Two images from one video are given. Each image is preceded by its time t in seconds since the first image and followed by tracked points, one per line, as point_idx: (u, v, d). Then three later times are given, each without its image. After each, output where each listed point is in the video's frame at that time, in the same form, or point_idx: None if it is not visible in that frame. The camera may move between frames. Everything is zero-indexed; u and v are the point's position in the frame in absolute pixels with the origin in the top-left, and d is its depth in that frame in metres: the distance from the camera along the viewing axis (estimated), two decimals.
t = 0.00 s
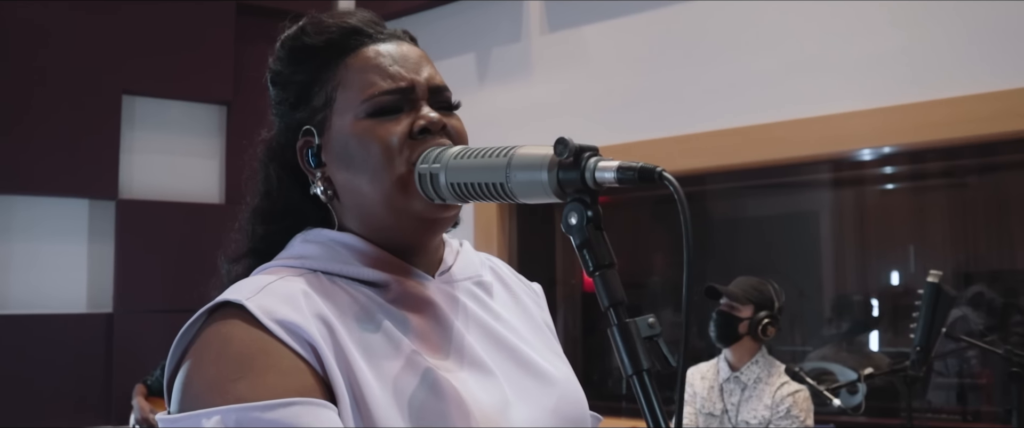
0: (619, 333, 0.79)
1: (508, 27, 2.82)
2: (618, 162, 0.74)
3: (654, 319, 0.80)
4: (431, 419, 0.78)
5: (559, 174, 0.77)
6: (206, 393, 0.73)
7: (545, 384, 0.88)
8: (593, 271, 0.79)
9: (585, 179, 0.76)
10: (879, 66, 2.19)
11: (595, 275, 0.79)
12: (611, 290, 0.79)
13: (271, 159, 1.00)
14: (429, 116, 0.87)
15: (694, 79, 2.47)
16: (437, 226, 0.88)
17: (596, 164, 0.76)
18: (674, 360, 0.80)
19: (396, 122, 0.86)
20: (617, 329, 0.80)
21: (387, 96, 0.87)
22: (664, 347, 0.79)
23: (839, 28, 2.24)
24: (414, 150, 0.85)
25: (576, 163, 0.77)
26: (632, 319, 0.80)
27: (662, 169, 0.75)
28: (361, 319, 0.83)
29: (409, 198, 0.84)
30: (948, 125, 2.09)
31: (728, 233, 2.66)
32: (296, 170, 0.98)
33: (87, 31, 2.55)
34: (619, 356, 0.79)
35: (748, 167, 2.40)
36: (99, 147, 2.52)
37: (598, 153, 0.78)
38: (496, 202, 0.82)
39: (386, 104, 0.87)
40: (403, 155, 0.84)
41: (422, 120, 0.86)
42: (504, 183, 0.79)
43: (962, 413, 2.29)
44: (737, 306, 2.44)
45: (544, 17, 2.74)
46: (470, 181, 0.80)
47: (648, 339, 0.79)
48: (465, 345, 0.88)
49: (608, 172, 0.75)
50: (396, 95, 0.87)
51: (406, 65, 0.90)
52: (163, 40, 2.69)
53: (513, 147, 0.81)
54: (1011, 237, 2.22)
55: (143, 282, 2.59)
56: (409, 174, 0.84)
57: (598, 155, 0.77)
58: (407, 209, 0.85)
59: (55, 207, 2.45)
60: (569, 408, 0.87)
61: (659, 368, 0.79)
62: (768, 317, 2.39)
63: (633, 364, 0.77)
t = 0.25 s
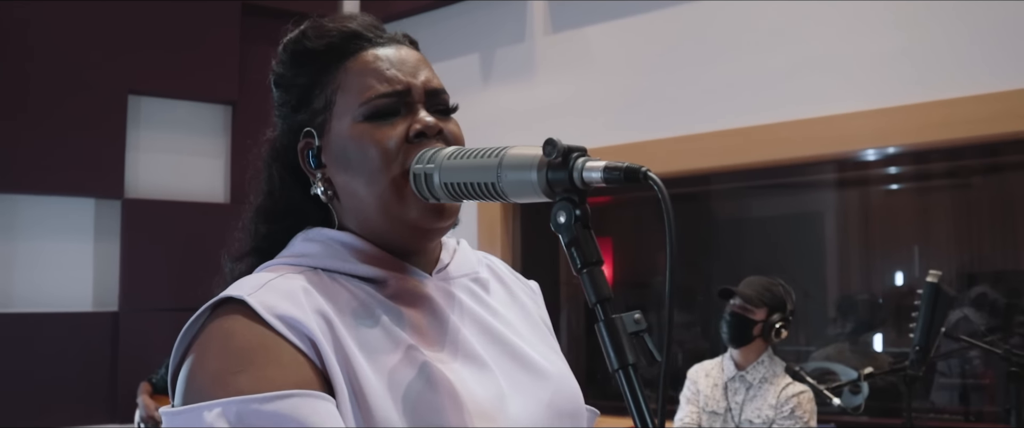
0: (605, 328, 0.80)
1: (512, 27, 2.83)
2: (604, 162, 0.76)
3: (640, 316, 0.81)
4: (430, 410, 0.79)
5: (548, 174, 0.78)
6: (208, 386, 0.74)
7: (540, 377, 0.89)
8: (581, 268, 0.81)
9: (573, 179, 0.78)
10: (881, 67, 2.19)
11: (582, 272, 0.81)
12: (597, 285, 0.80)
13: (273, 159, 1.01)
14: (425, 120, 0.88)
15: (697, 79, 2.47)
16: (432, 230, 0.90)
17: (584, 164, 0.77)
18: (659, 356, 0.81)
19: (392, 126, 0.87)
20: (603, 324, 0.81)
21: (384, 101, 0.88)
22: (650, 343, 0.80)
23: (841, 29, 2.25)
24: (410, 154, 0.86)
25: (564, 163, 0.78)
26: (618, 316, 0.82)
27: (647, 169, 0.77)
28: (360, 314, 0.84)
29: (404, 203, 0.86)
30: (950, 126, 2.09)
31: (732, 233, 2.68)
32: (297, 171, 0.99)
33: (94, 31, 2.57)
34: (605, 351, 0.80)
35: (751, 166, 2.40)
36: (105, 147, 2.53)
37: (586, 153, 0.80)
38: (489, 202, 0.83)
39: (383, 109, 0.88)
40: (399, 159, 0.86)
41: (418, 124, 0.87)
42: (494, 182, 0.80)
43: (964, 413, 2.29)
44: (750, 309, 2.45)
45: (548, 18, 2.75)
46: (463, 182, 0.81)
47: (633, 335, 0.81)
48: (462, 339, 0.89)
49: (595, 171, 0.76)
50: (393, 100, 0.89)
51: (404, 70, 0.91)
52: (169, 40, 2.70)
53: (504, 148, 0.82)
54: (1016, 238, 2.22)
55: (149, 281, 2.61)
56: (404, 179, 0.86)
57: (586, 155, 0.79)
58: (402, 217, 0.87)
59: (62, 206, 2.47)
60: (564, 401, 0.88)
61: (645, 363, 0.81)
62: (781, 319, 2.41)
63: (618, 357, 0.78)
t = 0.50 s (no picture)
0: (599, 323, 0.81)
1: (518, 27, 2.84)
2: (598, 161, 0.76)
3: (634, 310, 0.82)
4: (431, 396, 0.80)
5: (544, 173, 0.79)
6: (212, 375, 0.74)
7: (536, 367, 0.90)
8: (576, 264, 0.81)
9: (569, 178, 0.79)
10: (887, 66, 2.19)
11: (578, 268, 0.81)
12: (592, 281, 0.81)
13: (277, 156, 1.03)
14: (425, 124, 0.89)
15: (702, 79, 2.48)
16: (430, 231, 0.91)
17: (579, 163, 0.78)
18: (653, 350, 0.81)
19: (393, 130, 0.88)
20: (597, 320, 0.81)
21: (385, 104, 0.90)
22: (643, 338, 0.81)
23: (847, 28, 2.25)
24: (409, 158, 0.87)
25: (560, 162, 0.79)
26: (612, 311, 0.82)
27: (641, 168, 0.77)
28: (362, 305, 0.85)
29: (402, 205, 0.87)
30: (956, 125, 2.09)
31: (739, 233, 2.69)
32: (301, 170, 1.01)
33: (103, 32, 2.59)
34: (599, 345, 0.81)
35: (757, 166, 2.41)
36: (114, 146, 2.55)
37: (582, 152, 0.81)
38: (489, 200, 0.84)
39: (384, 112, 0.90)
40: (399, 162, 0.87)
41: (418, 128, 0.89)
42: (492, 181, 0.81)
43: (970, 413, 2.29)
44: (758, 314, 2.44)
45: (554, 18, 2.76)
46: (463, 180, 0.82)
47: (627, 330, 0.81)
48: (460, 330, 0.90)
49: (590, 170, 0.77)
50: (394, 104, 0.90)
51: (406, 74, 0.92)
52: (177, 41, 2.72)
53: (503, 146, 0.83)
54: None
55: (158, 279, 2.63)
56: (403, 181, 0.87)
57: (582, 154, 0.80)
58: (400, 217, 0.89)
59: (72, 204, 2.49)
60: (559, 390, 0.89)
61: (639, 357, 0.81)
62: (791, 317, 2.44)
63: (611, 352, 0.79)
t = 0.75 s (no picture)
0: (600, 321, 0.83)
1: (529, 28, 2.85)
2: (599, 162, 0.78)
3: (633, 309, 0.85)
4: (435, 390, 0.81)
5: (547, 174, 0.80)
6: (216, 369, 0.76)
7: (533, 361, 0.91)
8: (578, 263, 0.84)
9: (571, 178, 0.80)
10: (898, 67, 2.19)
11: (580, 268, 0.84)
12: (594, 280, 0.83)
13: (282, 150, 1.03)
14: (431, 125, 0.90)
15: (712, 80, 2.48)
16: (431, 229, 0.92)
17: (581, 164, 0.80)
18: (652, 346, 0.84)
19: (399, 128, 0.90)
20: (598, 317, 0.84)
21: (392, 102, 0.91)
22: (643, 334, 0.83)
23: (858, 28, 2.24)
24: (414, 157, 0.89)
25: (563, 163, 0.81)
26: (612, 309, 0.85)
27: (641, 168, 0.79)
28: (367, 299, 0.86)
29: (406, 203, 0.89)
30: (969, 126, 2.08)
31: (750, 234, 2.69)
32: (305, 164, 1.02)
33: (118, 34, 2.62)
34: (600, 342, 0.83)
35: (769, 167, 2.41)
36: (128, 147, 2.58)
37: (583, 154, 0.82)
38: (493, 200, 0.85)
39: (391, 110, 0.91)
40: (404, 161, 0.89)
41: (424, 128, 0.90)
42: (497, 181, 0.82)
43: (980, 414, 2.28)
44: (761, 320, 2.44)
45: (564, 19, 2.77)
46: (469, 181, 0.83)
47: (628, 327, 0.84)
48: (460, 324, 0.91)
49: (592, 171, 0.79)
50: (401, 102, 0.91)
51: (414, 74, 0.93)
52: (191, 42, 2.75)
53: (507, 148, 0.85)
54: None
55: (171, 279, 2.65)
56: (408, 179, 0.89)
57: (584, 155, 0.82)
58: (403, 214, 0.90)
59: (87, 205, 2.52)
60: (558, 386, 0.90)
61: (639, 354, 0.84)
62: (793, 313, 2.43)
63: (612, 348, 0.82)
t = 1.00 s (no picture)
0: (602, 320, 0.85)
1: (538, 29, 2.86)
2: (601, 164, 0.79)
3: (634, 307, 0.87)
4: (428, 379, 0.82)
5: (550, 175, 0.81)
6: (214, 347, 0.75)
7: (522, 359, 0.92)
8: (580, 263, 0.86)
9: (573, 180, 0.82)
10: (907, 67, 2.19)
11: (581, 267, 0.86)
12: (595, 279, 0.86)
13: (282, 139, 1.04)
14: (431, 124, 0.91)
15: (720, 80, 2.49)
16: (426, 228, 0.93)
17: (583, 166, 0.81)
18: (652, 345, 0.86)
19: (400, 126, 0.91)
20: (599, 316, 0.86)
21: (395, 99, 0.92)
22: (644, 333, 0.85)
23: (866, 28, 2.24)
24: (414, 154, 0.90)
25: (565, 165, 0.82)
26: (613, 307, 0.87)
27: (641, 170, 0.81)
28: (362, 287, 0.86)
29: (403, 199, 0.89)
30: (979, 126, 2.08)
31: (759, 235, 2.69)
32: (305, 156, 1.03)
33: (131, 35, 2.64)
34: (601, 339, 0.85)
35: (778, 168, 2.41)
36: (141, 147, 2.61)
37: (585, 156, 0.84)
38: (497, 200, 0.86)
39: (393, 107, 0.92)
40: (404, 158, 0.89)
41: (425, 127, 0.91)
42: (501, 183, 0.83)
43: (991, 416, 2.27)
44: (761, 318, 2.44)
45: (573, 21, 2.78)
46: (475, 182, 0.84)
47: (628, 325, 0.86)
48: (451, 319, 0.91)
49: (593, 173, 0.80)
50: (404, 100, 0.92)
51: (419, 73, 0.94)
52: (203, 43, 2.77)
53: (511, 150, 0.85)
54: None
55: (182, 279, 2.67)
56: (406, 176, 0.89)
57: (586, 157, 0.83)
58: (398, 210, 0.90)
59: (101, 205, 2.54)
60: (544, 385, 0.91)
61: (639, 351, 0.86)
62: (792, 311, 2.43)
63: (613, 345, 0.84)
